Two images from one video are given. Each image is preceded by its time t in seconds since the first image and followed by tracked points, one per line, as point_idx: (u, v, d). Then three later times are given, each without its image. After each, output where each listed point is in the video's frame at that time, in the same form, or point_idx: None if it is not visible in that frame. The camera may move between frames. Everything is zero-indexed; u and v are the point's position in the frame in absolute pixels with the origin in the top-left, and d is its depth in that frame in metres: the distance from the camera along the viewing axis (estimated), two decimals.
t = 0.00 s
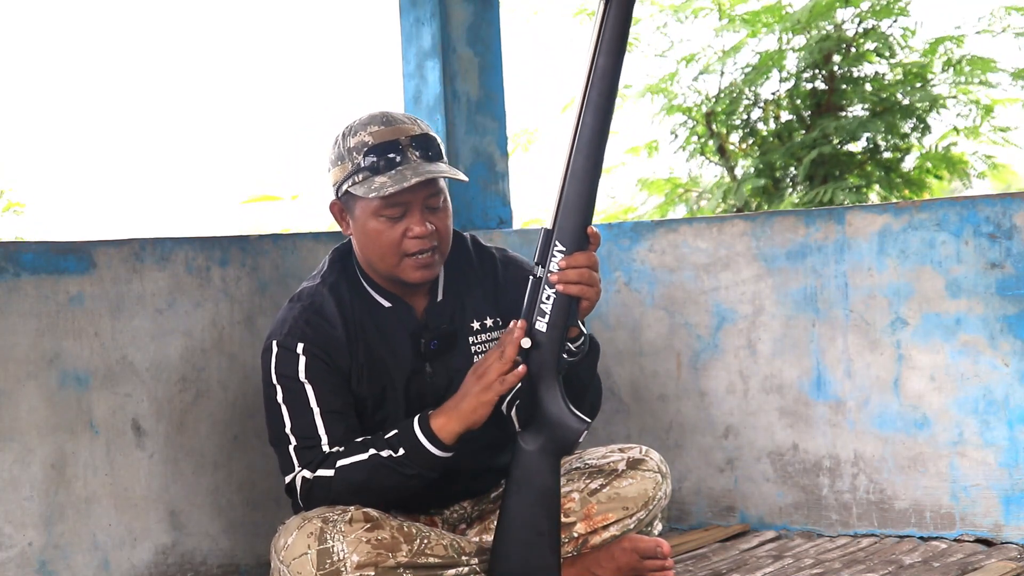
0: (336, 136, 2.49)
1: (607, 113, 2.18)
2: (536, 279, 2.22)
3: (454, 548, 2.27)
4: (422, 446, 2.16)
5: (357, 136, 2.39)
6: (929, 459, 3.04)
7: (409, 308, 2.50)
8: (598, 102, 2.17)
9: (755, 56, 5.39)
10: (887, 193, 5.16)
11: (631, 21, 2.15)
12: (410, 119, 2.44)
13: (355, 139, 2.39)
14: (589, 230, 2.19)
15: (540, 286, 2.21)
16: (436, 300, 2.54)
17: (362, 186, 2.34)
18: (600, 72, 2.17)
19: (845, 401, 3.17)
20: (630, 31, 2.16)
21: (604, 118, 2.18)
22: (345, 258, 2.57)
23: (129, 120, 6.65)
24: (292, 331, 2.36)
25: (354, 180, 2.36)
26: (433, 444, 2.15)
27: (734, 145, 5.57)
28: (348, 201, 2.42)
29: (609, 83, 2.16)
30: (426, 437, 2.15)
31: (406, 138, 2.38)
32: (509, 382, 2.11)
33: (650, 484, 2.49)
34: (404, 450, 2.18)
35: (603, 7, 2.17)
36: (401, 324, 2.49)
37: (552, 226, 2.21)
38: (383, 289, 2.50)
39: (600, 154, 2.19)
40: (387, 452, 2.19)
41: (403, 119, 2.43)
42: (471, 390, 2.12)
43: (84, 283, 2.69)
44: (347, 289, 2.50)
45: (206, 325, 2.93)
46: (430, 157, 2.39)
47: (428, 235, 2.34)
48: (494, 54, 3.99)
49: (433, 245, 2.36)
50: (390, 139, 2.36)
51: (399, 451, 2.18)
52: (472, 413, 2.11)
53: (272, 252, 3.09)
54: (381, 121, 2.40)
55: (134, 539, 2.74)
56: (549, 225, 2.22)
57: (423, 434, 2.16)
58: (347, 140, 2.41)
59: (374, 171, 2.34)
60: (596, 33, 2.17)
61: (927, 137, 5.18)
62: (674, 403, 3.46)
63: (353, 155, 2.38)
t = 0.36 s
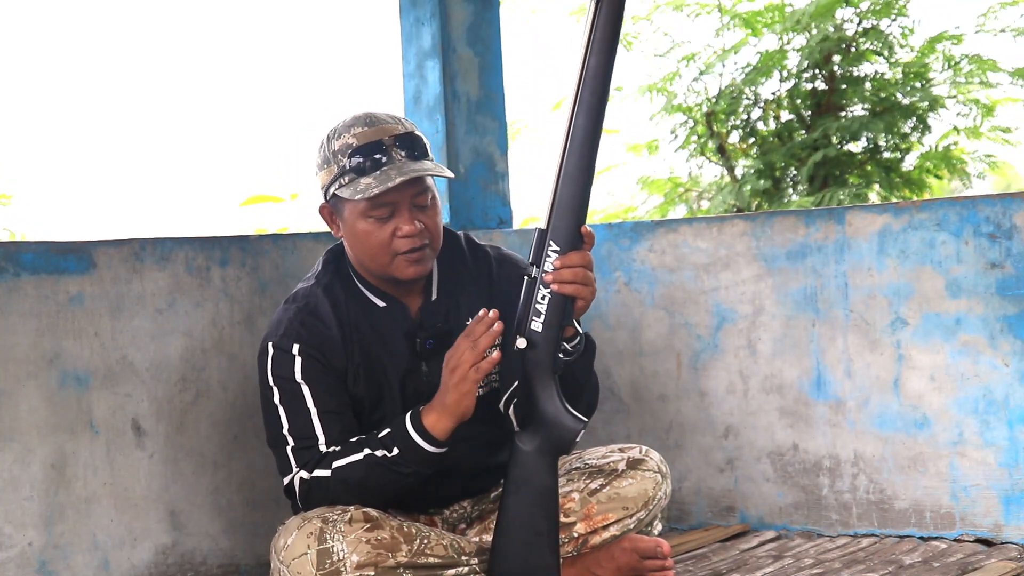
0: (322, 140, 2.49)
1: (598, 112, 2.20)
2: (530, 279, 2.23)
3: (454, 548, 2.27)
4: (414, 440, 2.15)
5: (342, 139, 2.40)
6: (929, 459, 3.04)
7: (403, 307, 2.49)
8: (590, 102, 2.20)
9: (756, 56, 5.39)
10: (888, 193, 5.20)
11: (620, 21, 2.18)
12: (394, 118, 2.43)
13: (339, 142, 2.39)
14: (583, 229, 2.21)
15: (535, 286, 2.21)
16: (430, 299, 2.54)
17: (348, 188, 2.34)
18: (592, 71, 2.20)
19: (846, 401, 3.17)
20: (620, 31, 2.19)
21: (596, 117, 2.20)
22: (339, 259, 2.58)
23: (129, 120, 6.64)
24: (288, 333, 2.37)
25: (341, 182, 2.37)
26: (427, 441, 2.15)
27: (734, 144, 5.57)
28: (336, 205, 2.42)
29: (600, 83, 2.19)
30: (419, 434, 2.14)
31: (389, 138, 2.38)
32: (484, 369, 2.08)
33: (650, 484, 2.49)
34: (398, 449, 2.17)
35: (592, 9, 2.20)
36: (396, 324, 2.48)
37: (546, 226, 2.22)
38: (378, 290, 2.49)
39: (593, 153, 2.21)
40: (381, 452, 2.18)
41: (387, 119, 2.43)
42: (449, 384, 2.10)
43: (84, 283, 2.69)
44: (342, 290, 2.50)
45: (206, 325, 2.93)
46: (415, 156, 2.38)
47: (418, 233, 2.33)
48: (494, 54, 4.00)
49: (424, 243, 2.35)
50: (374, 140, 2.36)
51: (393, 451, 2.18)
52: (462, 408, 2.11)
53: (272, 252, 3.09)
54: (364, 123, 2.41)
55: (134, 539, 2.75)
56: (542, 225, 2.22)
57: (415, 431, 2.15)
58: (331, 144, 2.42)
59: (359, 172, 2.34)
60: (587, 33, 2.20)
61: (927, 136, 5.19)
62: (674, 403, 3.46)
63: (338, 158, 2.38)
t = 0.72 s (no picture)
0: (318, 140, 2.49)
1: (581, 113, 2.21)
2: (520, 279, 2.24)
3: (454, 548, 2.27)
4: (406, 427, 2.13)
5: (338, 138, 2.39)
6: (929, 459, 3.04)
7: (401, 308, 2.50)
8: (572, 103, 2.21)
9: (757, 56, 5.39)
10: (888, 193, 5.20)
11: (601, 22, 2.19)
12: (390, 118, 2.43)
13: (336, 142, 2.39)
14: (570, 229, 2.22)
15: (524, 287, 2.23)
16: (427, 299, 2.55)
17: (345, 188, 2.34)
18: (575, 72, 2.21)
19: (846, 401, 3.17)
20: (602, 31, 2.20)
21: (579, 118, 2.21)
22: (336, 259, 2.58)
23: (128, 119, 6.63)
24: (284, 334, 2.37)
25: (337, 182, 2.36)
26: (417, 426, 2.13)
27: (735, 144, 5.55)
28: (333, 204, 2.42)
29: (583, 83, 2.20)
30: (411, 420, 2.13)
31: (386, 138, 2.38)
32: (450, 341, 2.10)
33: (650, 483, 2.49)
34: (389, 435, 2.15)
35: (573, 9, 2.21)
36: (392, 325, 2.49)
37: (533, 228, 2.22)
38: (374, 290, 2.50)
39: (577, 153, 2.22)
40: (374, 441, 2.16)
41: (383, 119, 2.43)
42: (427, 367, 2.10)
43: (84, 283, 2.69)
44: (338, 291, 2.50)
45: (206, 325, 2.92)
46: (412, 156, 2.38)
47: (414, 233, 2.34)
48: (494, 54, 4.00)
49: (420, 242, 2.36)
50: (371, 140, 2.36)
51: (384, 437, 2.16)
52: (445, 386, 2.10)
53: (272, 252, 3.09)
54: (360, 122, 2.40)
55: (133, 539, 2.74)
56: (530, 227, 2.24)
57: (406, 417, 2.14)
58: (327, 143, 2.41)
59: (356, 172, 2.34)
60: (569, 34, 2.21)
61: (927, 136, 5.19)
62: (674, 403, 3.46)
63: (334, 158, 2.38)
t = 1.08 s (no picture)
0: (317, 140, 2.49)
1: (572, 112, 2.20)
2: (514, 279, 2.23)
3: (454, 549, 2.27)
4: (417, 437, 2.16)
5: (336, 138, 2.39)
6: (929, 459, 3.04)
7: (400, 309, 2.50)
8: (563, 102, 2.20)
9: (757, 56, 5.37)
10: (888, 193, 5.21)
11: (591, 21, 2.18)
12: (388, 118, 2.43)
13: (334, 142, 2.39)
14: (564, 229, 2.21)
15: (519, 287, 2.22)
16: (426, 300, 2.54)
17: (343, 187, 2.34)
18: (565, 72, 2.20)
19: (846, 401, 3.17)
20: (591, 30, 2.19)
21: (571, 117, 2.21)
22: (335, 260, 2.58)
23: (129, 119, 6.63)
24: (283, 334, 2.37)
25: (336, 181, 2.36)
26: (428, 436, 2.16)
27: (735, 144, 5.55)
28: (332, 204, 2.42)
29: (574, 83, 2.19)
30: (422, 431, 2.15)
31: (384, 137, 2.37)
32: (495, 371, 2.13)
33: (650, 483, 2.49)
34: (398, 442, 2.18)
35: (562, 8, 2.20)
36: (391, 326, 2.49)
37: (527, 228, 2.22)
38: (373, 292, 2.50)
39: (571, 152, 2.21)
40: (382, 446, 2.19)
41: (382, 118, 2.42)
42: (461, 381, 2.14)
43: (84, 283, 2.69)
44: (337, 292, 2.50)
45: (206, 325, 2.93)
46: (410, 155, 2.38)
47: (413, 233, 2.34)
48: (494, 54, 4.00)
49: (419, 242, 2.36)
50: (369, 140, 2.36)
51: (393, 443, 2.18)
52: (464, 407, 2.14)
53: (272, 252, 3.09)
54: (359, 122, 2.40)
55: (134, 539, 2.74)
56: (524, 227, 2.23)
57: (418, 426, 2.17)
58: (326, 143, 2.41)
59: (354, 171, 2.34)
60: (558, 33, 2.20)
61: (928, 137, 5.19)
62: (674, 403, 3.46)
63: (333, 158, 2.38)
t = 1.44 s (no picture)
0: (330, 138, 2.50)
1: (575, 113, 2.21)
2: (517, 279, 2.24)
3: (454, 549, 2.28)
4: (420, 443, 2.15)
5: (347, 134, 2.40)
6: (929, 459, 3.04)
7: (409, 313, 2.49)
8: (567, 103, 2.20)
9: (757, 57, 5.37)
10: (888, 192, 5.21)
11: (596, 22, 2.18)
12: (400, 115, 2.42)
13: (345, 136, 2.39)
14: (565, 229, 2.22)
15: (522, 286, 2.23)
16: (438, 305, 2.54)
17: (349, 180, 2.35)
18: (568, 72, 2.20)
19: (846, 401, 3.17)
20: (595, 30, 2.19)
21: (574, 117, 2.21)
22: (346, 260, 2.57)
23: (129, 120, 6.64)
24: (291, 333, 2.36)
25: (344, 176, 2.38)
26: (430, 441, 2.15)
27: (734, 143, 5.56)
28: (341, 200, 2.44)
29: (577, 83, 2.19)
30: (425, 437, 2.15)
31: (394, 133, 2.37)
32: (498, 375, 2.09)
33: (650, 484, 2.49)
34: (400, 446, 2.17)
35: (567, 9, 2.20)
36: (400, 328, 2.48)
37: (530, 227, 2.23)
38: (383, 293, 2.49)
39: (573, 153, 2.22)
40: (384, 450, 2.19)
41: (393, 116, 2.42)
42: (463, 384, 2.12)
43: (84, 283, 2.69)
44: (348, 291, 2.49)
45: (206, 325, 2.92)
46: (420, 152, 2.37)
47: (418, 227, 2.35)
48: (494, 54, 4.00)
49: (424, 238, 2.36)
50: (379, 135, 2.35)
51: (395, 448, 2.18)
52: (467, 412, 2.12)
53: (272, 252, 3.09)
54: (370, 118, 2.40)
55: (134, 539, 2.75)
56: (527, 226, 2.24)
57: (420, 433, 2.16)
58: (337, 139, 2.42)
59: (361, 164, 2.34)
60: (563, 33, 2.20)
61: (927, 136, 5.19)
62: (674, 403, 3.46)
63: (342, 152, 2.38)
